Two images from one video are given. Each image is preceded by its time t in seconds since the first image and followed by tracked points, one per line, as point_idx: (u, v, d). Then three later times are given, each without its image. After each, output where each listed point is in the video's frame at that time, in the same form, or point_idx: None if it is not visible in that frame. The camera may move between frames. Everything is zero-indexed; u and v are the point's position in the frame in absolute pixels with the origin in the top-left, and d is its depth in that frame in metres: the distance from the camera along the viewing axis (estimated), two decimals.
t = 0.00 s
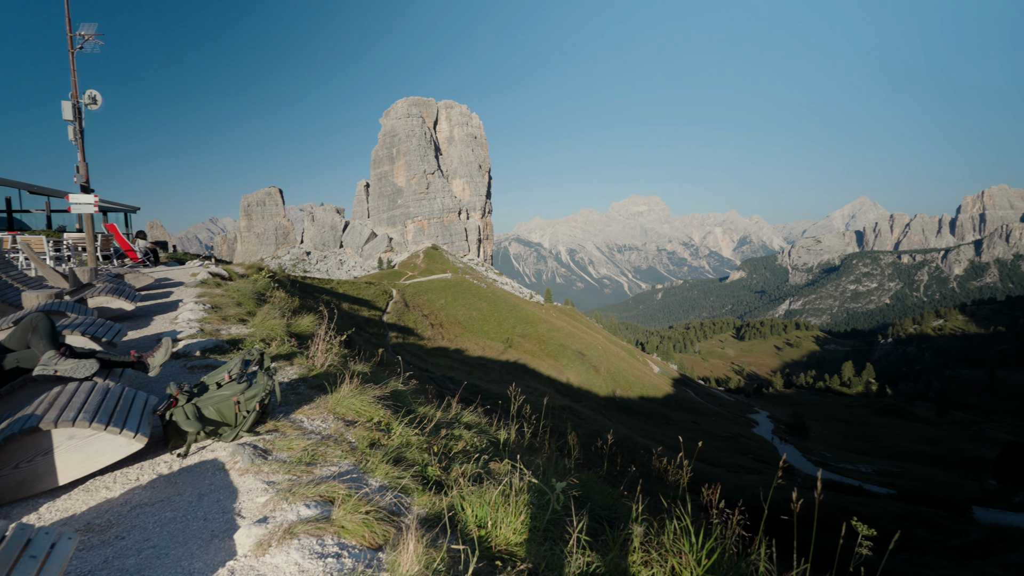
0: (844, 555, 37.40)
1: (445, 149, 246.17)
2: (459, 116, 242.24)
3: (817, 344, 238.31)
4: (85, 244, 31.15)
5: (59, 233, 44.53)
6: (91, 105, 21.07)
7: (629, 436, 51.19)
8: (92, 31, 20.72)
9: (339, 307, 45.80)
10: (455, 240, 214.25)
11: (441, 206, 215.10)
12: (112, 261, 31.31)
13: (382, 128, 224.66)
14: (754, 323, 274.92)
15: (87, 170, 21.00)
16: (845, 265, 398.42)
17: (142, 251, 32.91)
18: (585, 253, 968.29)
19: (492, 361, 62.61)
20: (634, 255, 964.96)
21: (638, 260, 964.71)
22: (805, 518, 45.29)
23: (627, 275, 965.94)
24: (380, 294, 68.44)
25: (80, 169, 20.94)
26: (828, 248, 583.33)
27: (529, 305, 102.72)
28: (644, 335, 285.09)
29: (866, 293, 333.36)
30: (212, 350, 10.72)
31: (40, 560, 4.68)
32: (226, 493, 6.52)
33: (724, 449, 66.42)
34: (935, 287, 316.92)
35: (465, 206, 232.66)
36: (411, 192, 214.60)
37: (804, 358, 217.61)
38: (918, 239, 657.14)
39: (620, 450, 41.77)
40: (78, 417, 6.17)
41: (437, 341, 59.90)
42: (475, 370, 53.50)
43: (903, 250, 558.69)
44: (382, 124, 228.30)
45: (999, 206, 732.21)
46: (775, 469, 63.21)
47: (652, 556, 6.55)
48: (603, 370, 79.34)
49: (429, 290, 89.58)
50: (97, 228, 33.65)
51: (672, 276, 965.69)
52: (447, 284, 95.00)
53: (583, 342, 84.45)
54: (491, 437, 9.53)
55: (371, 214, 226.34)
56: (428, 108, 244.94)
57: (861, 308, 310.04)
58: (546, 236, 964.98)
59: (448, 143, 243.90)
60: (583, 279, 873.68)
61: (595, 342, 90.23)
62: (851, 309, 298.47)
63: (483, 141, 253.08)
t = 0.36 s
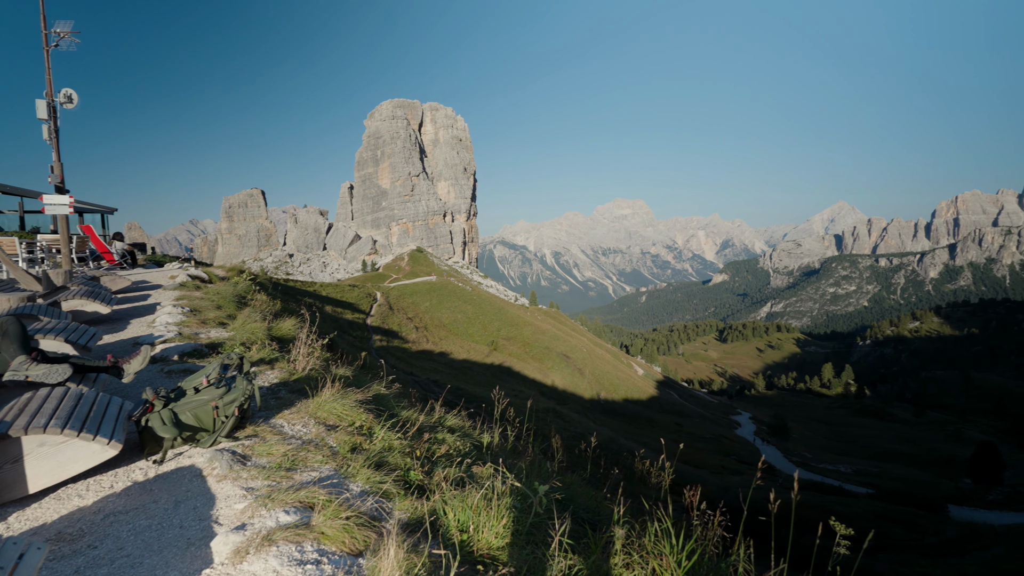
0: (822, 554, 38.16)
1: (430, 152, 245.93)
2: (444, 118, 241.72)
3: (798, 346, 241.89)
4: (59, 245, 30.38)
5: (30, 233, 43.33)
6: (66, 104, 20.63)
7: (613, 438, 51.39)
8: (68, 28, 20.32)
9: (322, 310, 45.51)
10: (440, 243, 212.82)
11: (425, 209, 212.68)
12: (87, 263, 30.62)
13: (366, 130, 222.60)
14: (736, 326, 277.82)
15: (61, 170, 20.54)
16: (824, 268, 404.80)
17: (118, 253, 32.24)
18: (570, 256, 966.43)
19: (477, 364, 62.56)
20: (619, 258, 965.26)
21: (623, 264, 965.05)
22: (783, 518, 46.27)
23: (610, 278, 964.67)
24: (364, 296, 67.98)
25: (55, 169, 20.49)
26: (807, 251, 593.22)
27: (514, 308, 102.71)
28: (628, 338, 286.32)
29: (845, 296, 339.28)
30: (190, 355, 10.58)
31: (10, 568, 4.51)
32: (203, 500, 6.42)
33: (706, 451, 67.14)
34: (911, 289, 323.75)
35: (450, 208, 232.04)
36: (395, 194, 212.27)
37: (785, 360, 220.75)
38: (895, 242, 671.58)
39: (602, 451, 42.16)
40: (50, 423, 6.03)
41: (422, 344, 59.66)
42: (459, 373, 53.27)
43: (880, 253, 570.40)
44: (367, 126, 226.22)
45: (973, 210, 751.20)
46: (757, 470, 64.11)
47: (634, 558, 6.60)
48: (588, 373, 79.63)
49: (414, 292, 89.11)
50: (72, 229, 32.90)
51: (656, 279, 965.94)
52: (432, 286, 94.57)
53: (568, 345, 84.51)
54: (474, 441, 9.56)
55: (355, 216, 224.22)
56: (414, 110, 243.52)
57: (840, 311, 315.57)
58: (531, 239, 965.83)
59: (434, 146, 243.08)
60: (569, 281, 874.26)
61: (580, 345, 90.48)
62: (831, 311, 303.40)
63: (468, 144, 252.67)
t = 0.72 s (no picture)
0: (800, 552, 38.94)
1: (414, 154, 244.21)
2: (428, 120, 239.96)
3: (778, 347, 245.40)
4: (31, 247, 29.56)
5: None
6: (40, 103, 20.16)
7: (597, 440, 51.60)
8: (41, 25, 19.83)
9: (304, 314, 45.13)
10: (424, 245, 211.64)
11: (410, 211, 211.08)
12: (60, 265, 29.84)
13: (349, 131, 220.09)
14: (719, 328, 280.42)
15: (34, 170, 20.07)
16: (804, 270, 410.76)
17: (94, 254, 31.50)
18: (556, 258, 966.16)
19: (462, 367, 62.44)
20: (604, 261, 965.35)
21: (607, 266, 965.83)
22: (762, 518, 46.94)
23: (595, 280, 964.83)
24: (347, 299, 67.45)
25: (28, 169, 19.98)
26: (787, 253, 602.81)
27: (498, 310, 102.57)
28: (612, 340, 287.32)
29: (824, 298, 344.62)
30: (167, 358, 10.47)
31: None
32: (178, 507, 6.29)
33: (689, 451, 67.95)
34: (888, 291, 330.05)
35: (435, 211, 230.88)
36: (379, 196, 210.01)
37: (766, 361, 223.65)
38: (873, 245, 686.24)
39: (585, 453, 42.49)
40: (18, 430, 5.86)
41: (406, 346, 59.31)
42: (443, 375, 53.12)
43: (858, 256, 582.22)
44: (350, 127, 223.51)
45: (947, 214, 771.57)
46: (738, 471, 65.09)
47: (616, 560, 6.61)
48: (572, 375, 79.93)
49: (398, 295, 88.54)
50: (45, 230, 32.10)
51: (641, 281, 967.86)
52: (416, 288, 94.06)
53: (553, 347, 84.72)
54: (457, 444, 9.59)
55: (338, 218, 221.53)
56: (398, 111, 240.52)
57: (819, 312, 321.25)
58: (516, 241, 965.42)
59: (417, 147, 241.36)
60: (555, 283, 874.19)
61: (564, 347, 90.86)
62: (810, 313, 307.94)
63: (452, 146, 251.59)
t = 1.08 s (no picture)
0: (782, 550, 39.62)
1: (399, 155, 242.53)
2: (412, 121, 237.94)
3: (760, 348, 248.18)
4: None
5: None
6: (12, 101, 19.61)
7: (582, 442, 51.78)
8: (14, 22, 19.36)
9: (285, 317, 44.61)
10: (408, 247, 209.86)
11: (394, 212, 210.00)
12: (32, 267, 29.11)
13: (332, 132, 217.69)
14: (701, 329, 282.70)
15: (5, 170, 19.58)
16: (785, 272, 416.39)
17: (67, 256, 30.80)
18: (542, 260, 965.95)
19: (447, 369, 62.24)
20: (589, 263, 965.32)
21: (591, 268, 964.36)
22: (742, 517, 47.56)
23: (579, 283, 964.45)
24: (330, 301, 66.81)
25: None
26: (768, 255, 611.30)
27: (482, 312, 102.48)
28: (596, 342, 288.04)
29: (804, 299, 349.73)
30: (143, 362, 10.29)
31: None
32: (153, 514, 6.17)
33: (672, 451, 68.75)
34: (866, 292, 336.15)
35: (419, 212, 229.86)
36: (362, 198, 208.29)
37: (747, 362, 226.16)
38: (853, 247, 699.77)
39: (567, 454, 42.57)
40: None
41: (390, 349, 58.97)
42: (428, 377, 52.91)
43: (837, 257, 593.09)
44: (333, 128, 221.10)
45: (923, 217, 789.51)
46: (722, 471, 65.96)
47: (598, 561, 6.64)
48: (557, 376, 80.22)
49: (382, 296, 87.93)
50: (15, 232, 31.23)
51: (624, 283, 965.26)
52: (401, 290, 93.56)
53: (538, 349, 85.00)
54: (440, 447, 9.59)
55: (320, 219, 218.84)
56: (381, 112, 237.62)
57: (800, 313, 326.34)
58: (500, 243, 964.35)
59: (401, 149, 240.01)
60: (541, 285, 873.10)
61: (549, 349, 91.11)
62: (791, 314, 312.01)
63: (436, 148, 250.45)
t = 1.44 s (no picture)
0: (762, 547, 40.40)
1: (382, 156, 240.29)
2: (396, 122, 236.04)
3: (742, 348, 250.89)
4: None
5: None
6: None
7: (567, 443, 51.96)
8: None
9: (266, 320, 44.10)
10: (392, 248, 208.45)
11: (378, 214, 208.52)
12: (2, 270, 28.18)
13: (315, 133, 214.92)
14: (685, 329, 285.09)
15: None
16: (766, 273, 421.68)
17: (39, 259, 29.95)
18: (528, 261, 966.06)
19: (432, 371, 61.99)
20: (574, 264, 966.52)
21: (576, 269, 964.77)
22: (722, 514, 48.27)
23: (565, 283, 965.28)
24: (312, 303, 66.12)
25: None
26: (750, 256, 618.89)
27: (467, 313, 102.25)
28: (581, 342, 288.81)
29: (785, 300, 354.67)
30: (118, 367, 10.10)
31: None
32: (128, 522, 6.05)
33: (656, 451, 69.38)
34: (844, 293, 342.18)
35: (402, 214, 228.32)
36: (345, 199, 206.21)
37: (730, 362, 228.64)
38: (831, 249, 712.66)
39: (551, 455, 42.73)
40: None
41: (374, 351, 58.56)
42: (412, 380, 52.65)
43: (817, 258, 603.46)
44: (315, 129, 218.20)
45: (900, 219, 805.76)
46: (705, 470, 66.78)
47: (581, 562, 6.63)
48: (541, 377, 80.45)
49: (365, 298, 87.21)
50: None
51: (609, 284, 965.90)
52: (385, 292, 92.97)
53: (522, 350, 85.16)
54: (423, 450, 9.58)
55: (303, 221, 216.16)
56: (364, 113, 233.90)
57: (780, 314, 331.13)
58: (484, 245, 965.28)
59: (384, 150, 238.02)
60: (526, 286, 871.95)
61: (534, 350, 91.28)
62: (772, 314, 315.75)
63: (421, 149, 248.60)
